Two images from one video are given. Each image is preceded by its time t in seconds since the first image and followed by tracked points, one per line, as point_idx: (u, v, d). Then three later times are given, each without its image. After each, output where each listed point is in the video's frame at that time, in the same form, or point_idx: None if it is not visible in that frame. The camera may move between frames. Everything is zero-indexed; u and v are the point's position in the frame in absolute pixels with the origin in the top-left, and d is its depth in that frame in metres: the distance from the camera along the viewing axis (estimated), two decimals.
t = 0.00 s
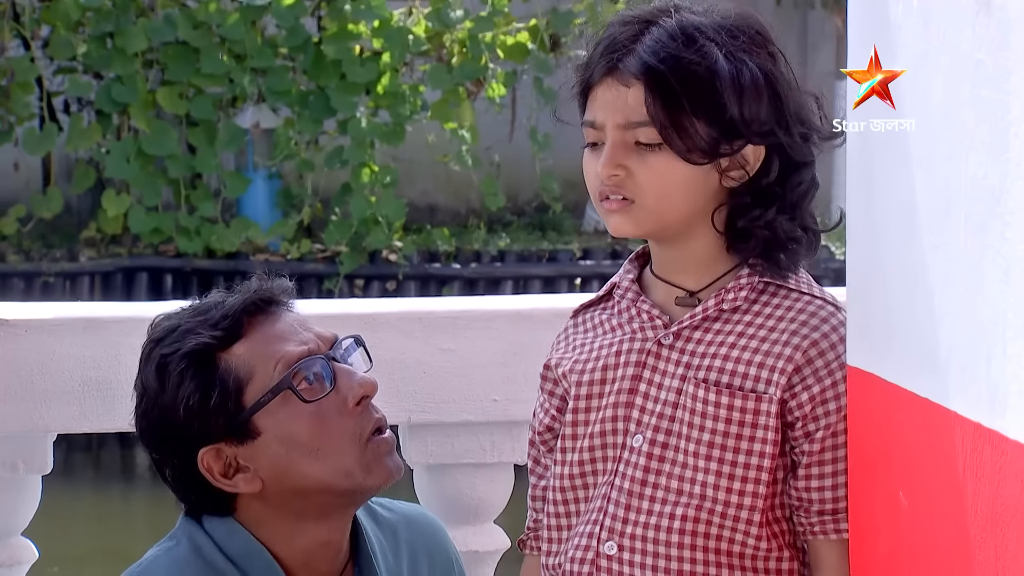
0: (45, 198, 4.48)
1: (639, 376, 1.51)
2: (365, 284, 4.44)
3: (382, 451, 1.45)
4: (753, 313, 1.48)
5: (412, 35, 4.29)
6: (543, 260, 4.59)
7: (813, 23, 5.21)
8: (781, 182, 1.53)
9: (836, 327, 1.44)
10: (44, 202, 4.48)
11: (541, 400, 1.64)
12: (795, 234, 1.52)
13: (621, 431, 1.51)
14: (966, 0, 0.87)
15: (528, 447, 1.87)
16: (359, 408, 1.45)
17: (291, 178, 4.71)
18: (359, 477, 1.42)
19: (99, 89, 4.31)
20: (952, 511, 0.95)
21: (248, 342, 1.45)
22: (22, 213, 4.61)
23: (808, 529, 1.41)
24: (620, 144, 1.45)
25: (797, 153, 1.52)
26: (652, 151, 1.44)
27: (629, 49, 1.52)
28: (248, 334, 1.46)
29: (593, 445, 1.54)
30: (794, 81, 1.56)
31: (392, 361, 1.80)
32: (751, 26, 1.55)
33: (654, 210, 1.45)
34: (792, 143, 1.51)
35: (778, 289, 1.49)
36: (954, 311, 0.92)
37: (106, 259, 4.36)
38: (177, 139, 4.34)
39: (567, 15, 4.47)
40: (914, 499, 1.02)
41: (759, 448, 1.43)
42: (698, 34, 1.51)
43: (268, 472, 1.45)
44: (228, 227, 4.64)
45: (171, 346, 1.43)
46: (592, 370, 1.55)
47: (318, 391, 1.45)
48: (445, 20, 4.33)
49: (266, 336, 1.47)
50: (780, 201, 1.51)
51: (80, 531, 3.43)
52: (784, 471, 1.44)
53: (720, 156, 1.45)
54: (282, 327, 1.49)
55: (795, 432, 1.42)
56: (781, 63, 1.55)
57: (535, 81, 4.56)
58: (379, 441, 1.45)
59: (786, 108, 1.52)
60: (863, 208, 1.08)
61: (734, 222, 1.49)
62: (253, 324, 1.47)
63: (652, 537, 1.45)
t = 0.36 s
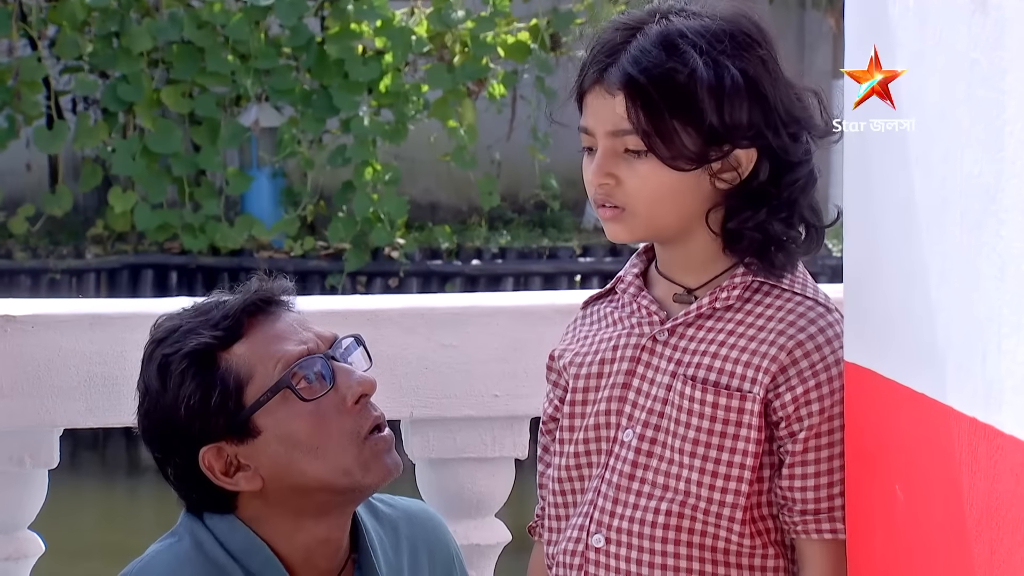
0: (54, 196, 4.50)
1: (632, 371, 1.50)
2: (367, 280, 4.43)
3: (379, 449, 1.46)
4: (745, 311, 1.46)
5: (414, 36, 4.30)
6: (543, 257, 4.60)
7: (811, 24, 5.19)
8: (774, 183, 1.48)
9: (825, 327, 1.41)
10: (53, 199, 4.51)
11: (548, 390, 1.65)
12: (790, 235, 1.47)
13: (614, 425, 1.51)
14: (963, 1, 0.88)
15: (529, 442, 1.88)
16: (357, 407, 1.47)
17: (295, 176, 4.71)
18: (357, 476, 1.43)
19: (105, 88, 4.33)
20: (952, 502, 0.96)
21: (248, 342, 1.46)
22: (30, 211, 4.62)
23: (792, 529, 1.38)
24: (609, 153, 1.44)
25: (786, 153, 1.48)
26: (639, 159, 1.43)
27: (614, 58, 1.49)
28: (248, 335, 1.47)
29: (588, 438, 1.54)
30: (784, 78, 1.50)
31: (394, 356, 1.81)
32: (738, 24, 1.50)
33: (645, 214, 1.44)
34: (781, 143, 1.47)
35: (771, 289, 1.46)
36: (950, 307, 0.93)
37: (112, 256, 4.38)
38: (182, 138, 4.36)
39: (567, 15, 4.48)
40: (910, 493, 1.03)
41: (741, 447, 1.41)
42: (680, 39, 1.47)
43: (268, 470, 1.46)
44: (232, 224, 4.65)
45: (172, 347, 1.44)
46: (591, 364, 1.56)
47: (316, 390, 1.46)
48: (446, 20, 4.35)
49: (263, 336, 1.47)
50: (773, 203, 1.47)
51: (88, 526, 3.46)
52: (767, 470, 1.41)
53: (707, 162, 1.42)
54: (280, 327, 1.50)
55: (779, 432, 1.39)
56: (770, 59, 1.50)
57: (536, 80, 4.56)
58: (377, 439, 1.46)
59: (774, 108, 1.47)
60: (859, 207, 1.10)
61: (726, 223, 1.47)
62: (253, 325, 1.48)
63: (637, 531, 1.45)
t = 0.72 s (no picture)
0: (59, 196, 4.50)
1: (632, 365, 1.52)
2: (369, 279, 4.46)
3: (371, 447, 1.47)
4: (743, 308, 1.47)
5: (416, 37, 4.32)
6: (542, 256, 4.61)
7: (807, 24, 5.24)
8: (771, 184, 1.49)
9: (819, 326, 1.43)
10: (59, 198, 4.51)
11: (552, 383, 1.67)
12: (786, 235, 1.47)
13: (612, 419, 1.53)
14: (958, 2, 0.89)
15: (529, 438, 1.89)
16: (350, 406, 1.48)
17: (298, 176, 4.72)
18: (350, 474, 1.45)
19: (111, 88, 4.34)
20: (947, 499, 0.97)
21: (243, 341, 1.47)
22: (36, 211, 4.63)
23: (784, 526, 1.40)
24: (607, 158, 1.46)
25: (781, 156, 1.48)
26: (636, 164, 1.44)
27: (608, 64, 1.51)
28: (244, 333, 1.48)
29: (586, 430, 1.56)
30: (778, 81, 1.51)
31: (396, 354, 1.82)
32: (732, 28, 1.50)
33: (642, 217, 1.45)
34: (774, 146, 1.47)
35: (771, 287, 1.48)
36: (945, 302, 0.94)
37: (117, 254, 4.39)
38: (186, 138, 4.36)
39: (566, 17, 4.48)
40: (905, 489, 1.05)
41: (736, 442, 1.42)
42: (672, 44, 1.48)
43: (262, 467, 1.48)
44: (236, 224, 4.66)
45: (169, 343, 1.45)
46: (592, 356, 1.57)
47: (310, 389, 1.47)
48: (447, 22, 4.34)
49: (257, 336, 1.48)
50: (769, 205, 1.48)
51: (94, 524, 3.46)
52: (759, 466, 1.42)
53: (702, 166, 1.44)
54: (275, 326, 1.50)
55: (772, 429, 1.40)
56: (765, 64, 1.50)
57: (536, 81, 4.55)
58: (369, 437, 1.48)
59: (766, 111, 1.48)
60: (857, 206, 1.11)
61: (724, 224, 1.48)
62: (249, 324, 1.49)
63: (634, 524, 1.46)
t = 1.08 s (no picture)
0: (65, 193, 4.53)
1: (640, 360, 1.53)
2: (372, 275, 4.41)
3: (383, 447, 1.48)
4: (750, 306, 1.48)
5: (421, 37, 4.32)
6: (545, 252, 4.60)
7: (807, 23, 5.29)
8: (779, 182, 1.50)
9: (826, 323, 1.43)
10: (66, 197, 4.53)
11: (563, 378, 1.68)
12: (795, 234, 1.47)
13: (620, 414, 1.54)
14: (956, 3, 0.91)
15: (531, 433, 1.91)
16: (362, 407, 1.49)
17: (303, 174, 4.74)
18: (361, 475, 1.46)
19: (118, 88, 4.36)
20: (948, 495, 0.98)
21: (257, 341, 1.48)
22: (44, 208, 4.65)
23: (788, 522, 1.40)
24: (614, 158, 1.48)
25: (787, 154, 1.49)
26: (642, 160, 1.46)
27: (615, 63, 1.52)
28: (258, 334, 1.48)
29: (595, 425, 1.57)
30: (784, 78, 1.51)
31: (400, 350, 1.83)
32: (738, 27, 1.51)
33: (649, 217, 1.47)
34: (780, 143, 1.48)
35: (779, 286, 1.48)
36: (942, 300, 0.95)
37: (125, 251, 4.42)
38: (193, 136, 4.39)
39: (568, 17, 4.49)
40: (904, 483, 1.06)
41: (741, 438, 1.43)
42: (677, 44, 1.49)
43: (273, 466, 1.48)
44: (242, 221, 4.67)
45: (183, 344, 1.46)
46: (601, 352, 1.59)
47: (322, 390, 1.48)
48: (452, 22, 4.33)
49: (271, 337, 1.49)
50: (776, 203, 1.49)
51: (103, 528, 3.48)
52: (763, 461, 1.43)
53: (710, 163, 1.45)
54: (288, 327, 1.51)
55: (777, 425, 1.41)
56: (772, 63, 1.50)
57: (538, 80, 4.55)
58: (380, 438, 1.49)
59: (771, 109, 1.48)
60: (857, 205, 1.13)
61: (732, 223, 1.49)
62: (263, 325, 1.50)
63: (642, 518, 1.48)
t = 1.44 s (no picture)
0: (70, 192, 4.54)
1: (642, 357, 1.54)
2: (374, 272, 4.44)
3: (388, 443, 1.49)
4: (750, 302, 1.49)
5: (421, 36, 4.33)
6: (544, 249, 4.62)
7: (802, 23, 5.29)
8: (777, 180, 1.51)
9: (825, 317, 1.44)
10: (71, 194, 4.54)
11: (564, 375, 1.69)
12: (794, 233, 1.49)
13: (623, 410, 1.55)
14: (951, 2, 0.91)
15: (531, 428, 1.92)
16: (367, 403, 1.50)
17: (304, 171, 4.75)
18: (366, 470, 1.47)
19: (122, 86, 4.38)
20: (942, 488, 0.99)
21: (264, 339, 1.49)
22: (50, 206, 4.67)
23: (787, 515, 1.41)
24: (616, 152, 1.48)
25: (787, 152, 1.51)
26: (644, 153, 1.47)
27: (620, 58, 1.53)
28: (265, 331, 1.49)
29: (598, 421, 1.58)
30: (784, 78, 1.53)
31: (401, 346, 1.85)
32: (741, 26, 1.53)
33: (651, 213, 1.48)
34: (780, 141, 1.50)
35: (779, 282, 1.49)
36: (937, 296, 0.96)
37: (129, 247, 4.43)
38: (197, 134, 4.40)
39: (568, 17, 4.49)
40: (900, 477, 1.07)
41: (743, 433, 1.44)
42: (682, 40, 1.51)
43: (280, 462, 1.49)
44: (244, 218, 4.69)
45: (191, 341, 1.47)
46: (604, 348, 1.60)
47: (328, 387, 1.49)
48: (452, 21, 4.33)
49: (278, 334, 1.50)
50: (774, 200, 1.50)
51: (109, 527, 3.51)
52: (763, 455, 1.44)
53: (711, 160, 1.46)
54: (294, 325, 1.52)
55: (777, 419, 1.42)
56: (773, 63, 1.52)
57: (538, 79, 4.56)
58: (386, 435, 1.50)
59: (773, 107, 1.50)
60: (852, 204, 1.14)
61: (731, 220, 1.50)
62: (270, 322, 1.51)
63: (646, 512, 1.49)
